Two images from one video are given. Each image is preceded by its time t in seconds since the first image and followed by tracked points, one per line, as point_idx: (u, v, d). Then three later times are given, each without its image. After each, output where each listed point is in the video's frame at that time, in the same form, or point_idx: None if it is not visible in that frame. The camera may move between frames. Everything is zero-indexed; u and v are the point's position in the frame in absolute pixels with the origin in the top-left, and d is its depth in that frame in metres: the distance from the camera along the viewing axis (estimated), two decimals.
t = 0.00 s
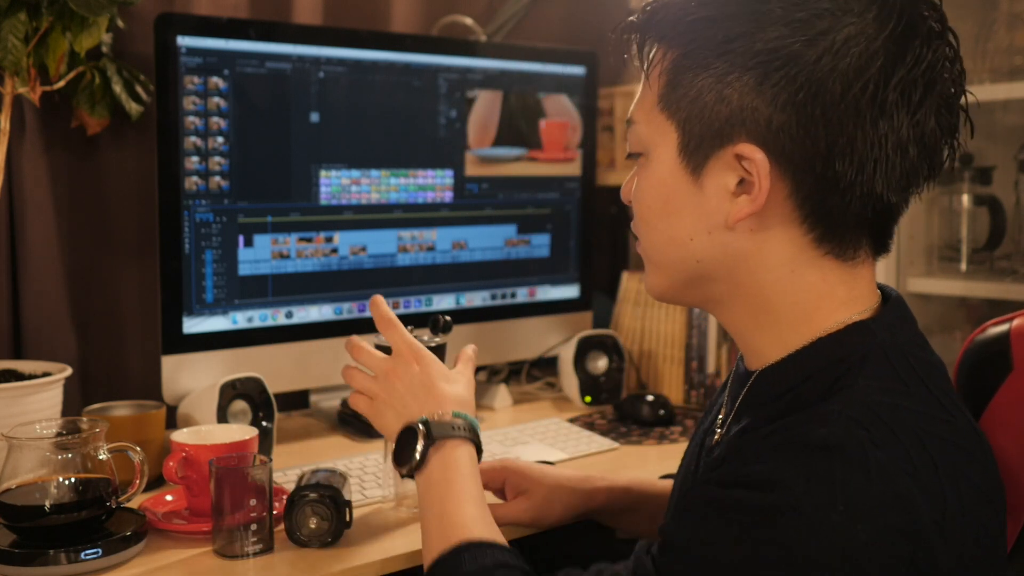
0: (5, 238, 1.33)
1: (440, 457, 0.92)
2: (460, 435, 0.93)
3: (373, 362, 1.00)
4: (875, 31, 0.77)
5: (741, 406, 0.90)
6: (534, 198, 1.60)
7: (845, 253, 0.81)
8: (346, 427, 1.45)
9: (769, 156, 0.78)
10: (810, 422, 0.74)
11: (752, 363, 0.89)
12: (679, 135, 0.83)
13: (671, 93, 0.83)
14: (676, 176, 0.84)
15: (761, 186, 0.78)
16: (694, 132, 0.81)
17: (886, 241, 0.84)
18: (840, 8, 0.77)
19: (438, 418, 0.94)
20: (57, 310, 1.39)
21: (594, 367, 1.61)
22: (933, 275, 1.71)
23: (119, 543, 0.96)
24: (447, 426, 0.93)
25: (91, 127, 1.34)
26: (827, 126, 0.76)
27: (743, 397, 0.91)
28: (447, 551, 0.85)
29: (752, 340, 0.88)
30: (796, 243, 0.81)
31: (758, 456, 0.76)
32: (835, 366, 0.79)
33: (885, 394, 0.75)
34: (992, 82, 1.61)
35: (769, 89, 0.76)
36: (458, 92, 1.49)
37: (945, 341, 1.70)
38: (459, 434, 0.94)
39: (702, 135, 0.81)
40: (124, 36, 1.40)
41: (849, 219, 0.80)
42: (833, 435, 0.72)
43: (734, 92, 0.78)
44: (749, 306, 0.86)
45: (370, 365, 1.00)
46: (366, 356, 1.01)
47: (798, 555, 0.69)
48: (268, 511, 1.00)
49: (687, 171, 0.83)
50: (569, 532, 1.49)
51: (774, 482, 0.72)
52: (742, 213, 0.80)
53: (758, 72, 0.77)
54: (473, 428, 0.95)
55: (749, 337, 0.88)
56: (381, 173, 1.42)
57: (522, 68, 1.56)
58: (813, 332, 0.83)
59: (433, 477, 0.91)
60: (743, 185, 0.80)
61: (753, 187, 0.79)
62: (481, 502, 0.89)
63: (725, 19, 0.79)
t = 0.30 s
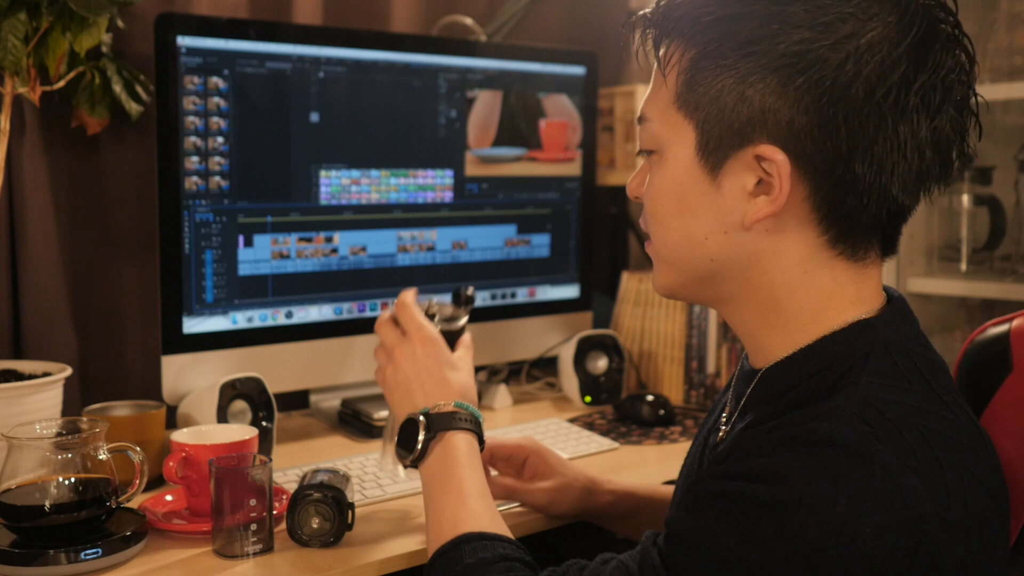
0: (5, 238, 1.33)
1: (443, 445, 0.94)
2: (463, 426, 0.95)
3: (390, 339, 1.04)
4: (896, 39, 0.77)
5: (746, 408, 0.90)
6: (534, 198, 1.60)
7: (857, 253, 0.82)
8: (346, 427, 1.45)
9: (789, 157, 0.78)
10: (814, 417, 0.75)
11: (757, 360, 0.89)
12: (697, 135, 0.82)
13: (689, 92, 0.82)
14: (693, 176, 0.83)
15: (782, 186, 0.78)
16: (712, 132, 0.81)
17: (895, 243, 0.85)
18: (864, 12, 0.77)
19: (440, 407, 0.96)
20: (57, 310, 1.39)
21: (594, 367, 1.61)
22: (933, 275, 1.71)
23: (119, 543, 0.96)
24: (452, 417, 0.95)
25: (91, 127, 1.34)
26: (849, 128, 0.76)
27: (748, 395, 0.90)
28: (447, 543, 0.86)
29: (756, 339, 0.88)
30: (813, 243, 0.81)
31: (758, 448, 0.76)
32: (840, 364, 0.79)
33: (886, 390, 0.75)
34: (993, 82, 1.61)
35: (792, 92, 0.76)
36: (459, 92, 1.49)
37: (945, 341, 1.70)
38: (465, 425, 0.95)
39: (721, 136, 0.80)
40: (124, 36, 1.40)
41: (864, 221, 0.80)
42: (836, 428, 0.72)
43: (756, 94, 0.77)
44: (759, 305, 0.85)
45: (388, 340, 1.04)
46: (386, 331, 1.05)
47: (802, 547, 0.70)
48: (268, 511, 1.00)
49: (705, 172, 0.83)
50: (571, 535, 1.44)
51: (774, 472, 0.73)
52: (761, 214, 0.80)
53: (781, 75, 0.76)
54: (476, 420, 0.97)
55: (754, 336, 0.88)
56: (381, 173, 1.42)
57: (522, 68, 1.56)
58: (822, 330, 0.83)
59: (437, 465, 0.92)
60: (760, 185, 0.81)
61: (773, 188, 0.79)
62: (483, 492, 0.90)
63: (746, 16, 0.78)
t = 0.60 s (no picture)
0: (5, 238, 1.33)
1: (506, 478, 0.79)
2: (495, 445, 0.79)
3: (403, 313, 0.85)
4: (949, 34, 0.79)
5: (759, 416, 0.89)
6: (534, 199, 1.60)
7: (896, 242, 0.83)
8: (346, 427, 1.45)
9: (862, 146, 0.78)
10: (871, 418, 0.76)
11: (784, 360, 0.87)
12: (762, 126, 0.79)
13: (752, 81, 0.79)
14: (757, 169, 0.80)
15: (854, 177, 0.78)
16: (784, 123, 0.78)
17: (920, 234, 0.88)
18: (930, 11, 0.79)
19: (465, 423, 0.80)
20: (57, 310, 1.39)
21: (594, 367, 1.61)
22: (933, 275, 1.71)
23: (119, 542, 0.96)
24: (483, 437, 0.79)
25: (91, 127, 1.33)
26: (914, 117, 0.78)
27: (768, 397, 0.89)
28: None
29: (787, 340, 0.86)
30: (858, 237, 0.81)
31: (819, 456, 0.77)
32: (880, 358, 0.80)
33: (937, 380, 0.76)
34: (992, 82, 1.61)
35: (870, 80, 0.76)
36: (458, 92, 1.49)
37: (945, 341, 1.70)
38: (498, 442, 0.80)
39: (794, 126, 0.78)
40: (123, 36, 1.40)
41: (909, 210, 0.82)
42: (892, 424, 0.74)
43: (833, 84, 0.77)
44: (804, 300, 0.84)
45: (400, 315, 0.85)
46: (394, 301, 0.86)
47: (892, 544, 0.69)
48: (268, 511, 1.00)
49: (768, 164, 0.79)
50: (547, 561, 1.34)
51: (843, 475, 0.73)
52: (828, 205, 0.79)
53: (857, 64, 0.76)
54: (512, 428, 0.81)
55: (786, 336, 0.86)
56: (381, 173, 1.42)
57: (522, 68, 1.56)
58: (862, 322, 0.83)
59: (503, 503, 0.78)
60: (825, 177, 0.79)
61: (846, 179, 0.78)
62: (550, 542, 0.78)
63: (819, 7, 0.77)
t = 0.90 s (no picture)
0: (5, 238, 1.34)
1: (553, 521, 0.63)
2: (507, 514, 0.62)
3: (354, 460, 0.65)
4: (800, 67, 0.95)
5: (701, 426, 0.90)
6: (534, 198, 1.60)
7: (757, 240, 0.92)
8: (346, 427, 1.45)
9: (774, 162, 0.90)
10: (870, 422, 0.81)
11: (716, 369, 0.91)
12: (711, 145, 0.83)
13: (699, 102, 0.83)
14: (712, 186, 0.83)
15: (771, 188, 0.88)
16: (728, 142, 0.84)
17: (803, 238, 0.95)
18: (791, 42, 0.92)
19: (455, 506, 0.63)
20: (57, 310, 1.39)
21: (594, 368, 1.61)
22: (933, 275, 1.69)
23: (119, 542, 0.96)
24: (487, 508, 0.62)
25: (91, 127, 1.34)
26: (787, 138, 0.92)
27: (710, 405, 0.90)
28: None
29: (723, 346, 0.90)
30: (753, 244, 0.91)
31: (829, 461, 0.81)
32: (833, 360, 0.87)
33: (947, 391, 0.81)
34: (992, 82, 1.60)
35: (760, 104, 0.87)
36: (458, 93, 1.49)
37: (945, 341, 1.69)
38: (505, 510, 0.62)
39: (733, 145, 0.85)
40: (124, 37, 1.40)
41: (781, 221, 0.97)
42: (891, 428, 0.79)
43: (734, 100, 0.85)
44: (726, 309, 0.88)
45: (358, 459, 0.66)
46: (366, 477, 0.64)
47: (907, 543, 0.74)
48: (268, 511, 1.00)
49: (721, 180, 0.84)
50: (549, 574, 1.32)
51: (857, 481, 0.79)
52: (757, 215, 0.87)
53: (749, 87, 0.86)
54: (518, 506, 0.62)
55: (716, 345, 0.89)
56: (381, 173, 1.42)
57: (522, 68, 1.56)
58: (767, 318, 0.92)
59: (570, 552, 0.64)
60: (751, 189, 0.87)
61: (764, 189, 0.88)
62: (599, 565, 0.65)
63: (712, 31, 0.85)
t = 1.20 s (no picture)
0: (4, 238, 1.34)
1: None
2: None
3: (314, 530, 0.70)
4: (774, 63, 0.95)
5: (693, 428, 0.90)
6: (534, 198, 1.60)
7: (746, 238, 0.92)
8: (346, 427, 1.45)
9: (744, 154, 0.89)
10: (856, 426, 0.81)
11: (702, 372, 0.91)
12: (671, 141, 0.83)
13: (653, 100, 0.84)
14: (677, 181, 0.83)
15: (744, 182, 0.88)
16: (690, 137, 0.84)
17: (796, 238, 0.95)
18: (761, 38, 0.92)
19: None
20: (57, 310, 1.39)
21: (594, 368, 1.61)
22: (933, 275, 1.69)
23: (119, 542, 0.96)
24: None
25: (91, 127, 1.34)
26: (762, 131, 0.92)
27: (703, 407, 0.90)
28: None
29: (705, 345, 0.90)
30: (738, 240, 0.91)
31: (817, 465, 0.82)
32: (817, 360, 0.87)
33: (938, 391, 0.81)
34: (992, 82, 1.60)
35: (724, 98, 0.87)
36: (459, 92, 1.49)
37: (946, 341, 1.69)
38: None
39: (696, 141, 0.85)
40: (124, 37, 1.40)
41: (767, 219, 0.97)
42: (878, 433, 0.79)
43: (692, 94, 0.85)
44: (706, 308, 0.89)
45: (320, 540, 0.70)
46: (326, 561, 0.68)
47: (893, 548, 0.75)
48: (268, 511, 1.00)
49: (688, 178, 0.84)
50: None
51: (844, 485, 0.79)
52: (731, 209, 0.87)
53: (707, 81, 0.86)
54: None
55: (698, 344, 0.90)
56: (381, 173, 1.42)
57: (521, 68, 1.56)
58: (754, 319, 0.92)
59: None
60: (723, 184, 0.87)
61: (737, 184, 0.88)
62: None
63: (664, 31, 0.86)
